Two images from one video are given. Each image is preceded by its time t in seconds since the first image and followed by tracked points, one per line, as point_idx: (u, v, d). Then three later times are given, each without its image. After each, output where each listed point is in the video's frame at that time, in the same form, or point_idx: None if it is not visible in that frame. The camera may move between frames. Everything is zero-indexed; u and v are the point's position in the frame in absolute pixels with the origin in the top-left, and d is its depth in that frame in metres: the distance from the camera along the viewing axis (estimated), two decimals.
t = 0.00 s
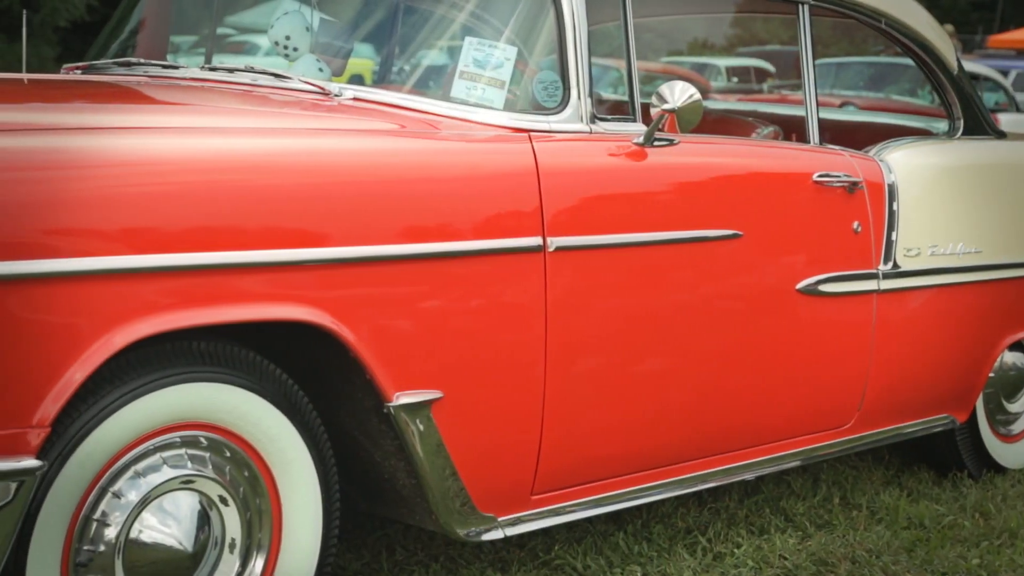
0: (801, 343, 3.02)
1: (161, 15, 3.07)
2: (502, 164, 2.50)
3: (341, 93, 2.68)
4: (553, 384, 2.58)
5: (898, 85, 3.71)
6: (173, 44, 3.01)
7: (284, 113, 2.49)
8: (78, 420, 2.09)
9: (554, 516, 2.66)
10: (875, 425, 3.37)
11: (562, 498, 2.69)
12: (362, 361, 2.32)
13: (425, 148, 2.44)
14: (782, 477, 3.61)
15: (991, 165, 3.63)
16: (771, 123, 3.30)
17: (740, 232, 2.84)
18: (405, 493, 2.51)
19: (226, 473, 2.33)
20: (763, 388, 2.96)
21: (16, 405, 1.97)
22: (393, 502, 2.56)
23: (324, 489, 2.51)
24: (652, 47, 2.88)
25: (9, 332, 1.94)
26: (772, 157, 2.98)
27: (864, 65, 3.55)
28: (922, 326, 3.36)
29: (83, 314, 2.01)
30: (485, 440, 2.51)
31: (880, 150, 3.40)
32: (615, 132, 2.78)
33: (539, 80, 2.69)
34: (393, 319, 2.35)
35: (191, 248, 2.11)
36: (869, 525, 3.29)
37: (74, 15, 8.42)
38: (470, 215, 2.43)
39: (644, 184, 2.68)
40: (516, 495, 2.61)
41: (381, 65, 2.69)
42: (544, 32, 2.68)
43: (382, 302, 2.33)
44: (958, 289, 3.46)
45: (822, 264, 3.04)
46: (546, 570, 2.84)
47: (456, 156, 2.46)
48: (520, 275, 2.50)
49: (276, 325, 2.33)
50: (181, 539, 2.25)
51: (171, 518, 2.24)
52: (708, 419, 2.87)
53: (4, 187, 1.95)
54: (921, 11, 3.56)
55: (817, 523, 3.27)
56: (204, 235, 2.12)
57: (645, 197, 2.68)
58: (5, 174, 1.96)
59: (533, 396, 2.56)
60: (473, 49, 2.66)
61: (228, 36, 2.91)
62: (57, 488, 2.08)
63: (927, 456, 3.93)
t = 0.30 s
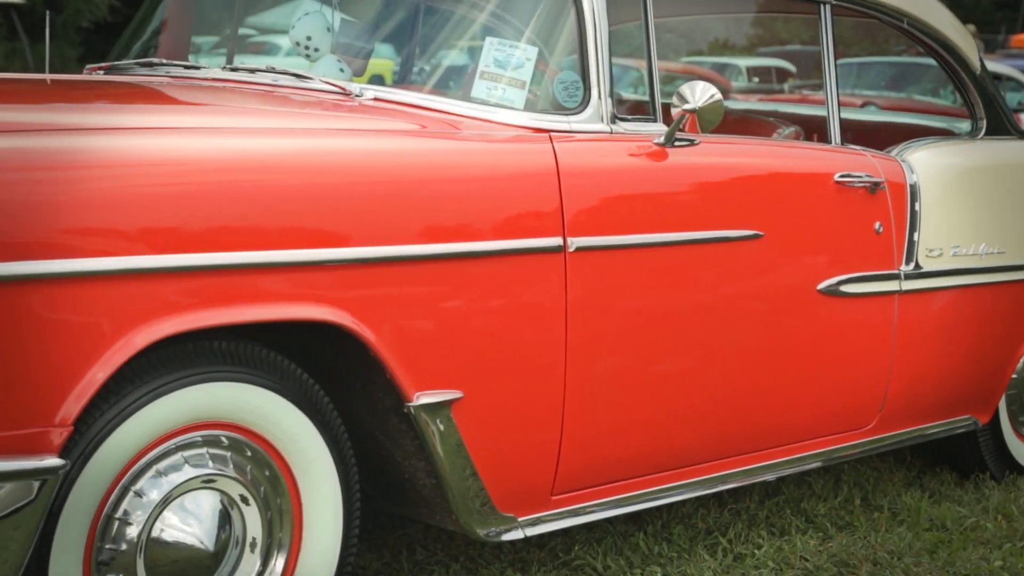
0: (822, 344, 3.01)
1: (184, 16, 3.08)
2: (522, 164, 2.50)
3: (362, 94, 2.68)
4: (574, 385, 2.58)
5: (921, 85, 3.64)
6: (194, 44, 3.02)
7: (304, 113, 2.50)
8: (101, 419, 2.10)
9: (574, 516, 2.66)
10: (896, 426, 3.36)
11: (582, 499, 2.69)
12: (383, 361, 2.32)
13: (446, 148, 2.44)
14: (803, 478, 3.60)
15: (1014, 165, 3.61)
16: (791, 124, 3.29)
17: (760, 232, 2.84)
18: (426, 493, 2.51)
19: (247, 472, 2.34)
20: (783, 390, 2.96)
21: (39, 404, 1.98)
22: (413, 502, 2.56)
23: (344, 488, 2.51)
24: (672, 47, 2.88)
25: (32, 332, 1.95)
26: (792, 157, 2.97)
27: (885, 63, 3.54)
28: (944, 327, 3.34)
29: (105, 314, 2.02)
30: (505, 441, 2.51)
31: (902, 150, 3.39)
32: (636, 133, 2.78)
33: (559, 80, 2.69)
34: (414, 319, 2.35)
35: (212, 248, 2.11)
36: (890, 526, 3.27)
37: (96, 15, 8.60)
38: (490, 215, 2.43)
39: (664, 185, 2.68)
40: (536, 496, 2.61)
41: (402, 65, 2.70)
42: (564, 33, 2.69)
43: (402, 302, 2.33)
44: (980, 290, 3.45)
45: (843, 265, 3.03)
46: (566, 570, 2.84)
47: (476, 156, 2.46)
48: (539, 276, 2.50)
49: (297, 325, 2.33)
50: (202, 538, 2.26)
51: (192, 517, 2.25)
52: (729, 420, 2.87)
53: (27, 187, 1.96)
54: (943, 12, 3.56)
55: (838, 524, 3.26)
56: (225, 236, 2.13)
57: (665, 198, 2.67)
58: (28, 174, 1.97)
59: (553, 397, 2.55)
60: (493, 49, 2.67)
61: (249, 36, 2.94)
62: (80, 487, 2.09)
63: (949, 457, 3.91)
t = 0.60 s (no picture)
0: (843, 344, 2.99)
1: (206, 16, 3.09)
2: (543, 164, 2.50)
3: (383, 94, 2.69)
4: (594, 384, 2.57)
5: (943, 85, 3.59)
6: (216, 45, 3.04)
7: (326, 114, 2.50)
8: (123, 418, 2.11)
9: (594, 517, 2.66)
10: (917, 427, 3.35)
11: (602, 499, 2.69)
12: (403, 361, 2.32)
13: (466, 148, 2.45)
14: (824, 479, 3.59)
15: None
16: (813, 123, 3.26)
17: (782, 232, 2.83)
18: (446, 493, 2.51)
19: (268, 471, 2.35)
20: (804, 390, 2.95)
21: (62, 404, 1.99)
22: (434, 502, 2.56)
23: (365, 488, 2.52)
24: (693, 47, 2.88)
25: (55, 331, 1.96)
26: (814, 157, 2.96)
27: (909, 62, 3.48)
28: (966, 328, 3.33)
29: (128, 313, 2.03)
30: (526, 441, 2.51)
31: (924, 150, 3.38)
32: (657, 132, 2.77)
33: (580, 80, 2.70)
34: (435, 319, 2.35)
35: (233, 248, 2.12)
36: (912, 528, 3.26)
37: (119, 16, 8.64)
38: (511, 215, 2.43)
39: (684, 185, 2.67)
40: (556, 496, 2.61)
41: (423, 66, 2.70)
42: (585, 33, 2.69)
43: (423, 302, 2.33)
44: (1003, 291, 3.43)
45: (864, 266, 3.02)
46: (587, 571, 2.84)
47: (497, 156, 2.46)
48: (560, 276, 2.50)
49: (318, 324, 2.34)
50: (223, 537, 2.26)
51: (214, 516, 2.25)
52: (749, 420, 2.86)
53: (51, 187, 1.97)
54: (966, 11, 3.56)
55: (860, 526, 3.25)
56: (246, 235, 2.14)
57: (686, 198, 2.67)
58: (51, 174, 1.98)
59: (574, 397, 2.55)
60: (514, 49, 2.67)
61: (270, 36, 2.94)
62: (102, 485, 2.10)
63: (971, 458, 3.89)
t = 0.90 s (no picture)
0: (863, 345, 2.98)
1: (227, 17, 3.10)
2: (562, 165, 2.50)
3: (403, 94, 2.69)
4: (614, 385, 2.57)
5: (965, 85, 3.59)
6: (235, 46, 3.06)
7: (346, 114, 2.51)
8: (144, 417, 2.12)
9: (614, 517, 2.66)
10: (938, 429, 3.33)
11: (621, 500, 2.68)
12: (423, 361, 2.32)
13: (486, 148, 2.45)
14: (844, 480, 3.58)
15: None
16: (834, 123, 3.25)
17: (802, 233, 2.82)
18: (466, 493, 2.52)
19: (288, 471, 2.35)
20: (824, 392, 2.94)
21: (84, 402, 2.01)
22: (453, 501, 2.57)
23: (385, 488, 2.52)
24: (713, 47, 2.87)
25: (77, 330, 1.98)
26: (833, 157, 2.96)
27: (931, 62, 3.46)
28: (987, 329, 3.32)
29: (149, 313, 2.04)
30: (544, 441, 2.51)
31: (946, 150, 3.36)
32: (677, 132, 2.77)
33: (600, 80, 2.69)
34: (454, 319, 2.35)
35: (253, 248, 2.12)
36: (933, 529, 3.25)
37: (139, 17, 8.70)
38: (530, 216, 2.43)
39: (704, 185, 2.67)
40: (576, 496, 2.61)
41: (442, 66, 2.71)
42: (605, 33, 2.69)
43: (443, 302, 2.33)
44: None
45: (885, 266, 3.00)
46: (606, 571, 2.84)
47: (517, 156, 2.46)
48: (579, 276, 2.49)
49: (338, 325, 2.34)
50: (244, 536, 2.27)
51: (234, 515, 2.26)
52: (769, 421, 2.85)
53: (72, 187, 1.98)
54: (988, 11, 3.56)
55: (880, 527, 3.24)
56: (265, 235, 2.14)
57: (705, 198, 2.66)
58: (73, 175, 1.99)
59: (593, 397, 2.55)
60: (534, 49, 2.67)
61: (291, 37, 2.94)
62: (123, 484, 2.10)
63: (992, 460, 3.87)
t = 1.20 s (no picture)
0: (883, 346, 2.97)
1: (248, 19, 3.13)
2: (583, 165, 2.50)
3: (423, 94, 2.70)
4: (633, 385, 2.57)
5: (987, 85, 3.59)
6: (257, 46, 3.08)
7: (366, 114, 2.51)
8: (165, 416, 2.12)
9: (633, 518, 2.66)
10: (958, 430, 3.32)
11: (641, 501, 2.68)
12: (443, 360, 2.32)
13: (506, 148, 2.45)
14: (865, 482, 3.57)
15: None
16: (855, 123, 3.29)
17: (823, 234, 2.81)
18: (486, 493, 2.52)
19: (309, 470, 2.35)
20: (844, 393, 2.93)
21: (106, 401, 2.02)
22: (473, 501, 2.57)
23: (404, 488, 2.52)
24: (733, 47, 2.86)
25: (99, 329, 1.99)
26: (854, 157, 2.95)
27: (951, 62, 3.47)
28: (1009, 330, 3.30)
29: (170, 312, 2.05)
30: (564, 442, 2.51)
31: (968, 150, 3.35)
32: (697, 133, 2.76)
33: (620, 80, 2.69)
34: (474, 319, 2.35)
35: (274, 248, 2.13)
36: (955, 531, 3.24)
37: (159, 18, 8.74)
38: (550, 216, 2.43)
39: (724, 185, 2.66)
40: (596, 496, 2.61)
41: (462, 66, 2.72)
42: (625, 32, 2.69)
43: (463, 302, 2.34)
44: None
45: (905, 267, 2.99)
46: (626, 572, 2.83)
47: (537, 156, 2.46)
48: (598, 276, 2.49)
49: (358, 324, 2.35)
50: (264, 535, 2.27)
51: (255, 514, 2.26)
52: (789, 422, 2.84)
53: (94, 187, 1.99)
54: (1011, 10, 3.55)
55: (901, 529, 3.23)
56: (286, 235, 2.14)
57: (725, 198, 2.66)
58: (95, 175, 2.00)
59: (612, 397, 2.55)
60: (555, 49, 2.67)
61: (311, 38, 2.97)
62: (144, 483, 2.11)
63: (1014, 461, 3.85)
